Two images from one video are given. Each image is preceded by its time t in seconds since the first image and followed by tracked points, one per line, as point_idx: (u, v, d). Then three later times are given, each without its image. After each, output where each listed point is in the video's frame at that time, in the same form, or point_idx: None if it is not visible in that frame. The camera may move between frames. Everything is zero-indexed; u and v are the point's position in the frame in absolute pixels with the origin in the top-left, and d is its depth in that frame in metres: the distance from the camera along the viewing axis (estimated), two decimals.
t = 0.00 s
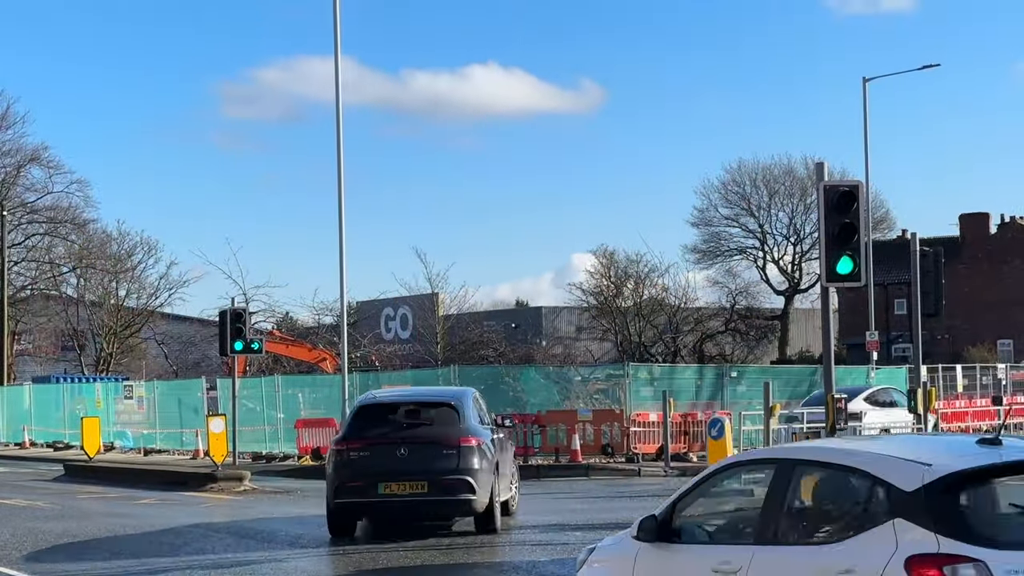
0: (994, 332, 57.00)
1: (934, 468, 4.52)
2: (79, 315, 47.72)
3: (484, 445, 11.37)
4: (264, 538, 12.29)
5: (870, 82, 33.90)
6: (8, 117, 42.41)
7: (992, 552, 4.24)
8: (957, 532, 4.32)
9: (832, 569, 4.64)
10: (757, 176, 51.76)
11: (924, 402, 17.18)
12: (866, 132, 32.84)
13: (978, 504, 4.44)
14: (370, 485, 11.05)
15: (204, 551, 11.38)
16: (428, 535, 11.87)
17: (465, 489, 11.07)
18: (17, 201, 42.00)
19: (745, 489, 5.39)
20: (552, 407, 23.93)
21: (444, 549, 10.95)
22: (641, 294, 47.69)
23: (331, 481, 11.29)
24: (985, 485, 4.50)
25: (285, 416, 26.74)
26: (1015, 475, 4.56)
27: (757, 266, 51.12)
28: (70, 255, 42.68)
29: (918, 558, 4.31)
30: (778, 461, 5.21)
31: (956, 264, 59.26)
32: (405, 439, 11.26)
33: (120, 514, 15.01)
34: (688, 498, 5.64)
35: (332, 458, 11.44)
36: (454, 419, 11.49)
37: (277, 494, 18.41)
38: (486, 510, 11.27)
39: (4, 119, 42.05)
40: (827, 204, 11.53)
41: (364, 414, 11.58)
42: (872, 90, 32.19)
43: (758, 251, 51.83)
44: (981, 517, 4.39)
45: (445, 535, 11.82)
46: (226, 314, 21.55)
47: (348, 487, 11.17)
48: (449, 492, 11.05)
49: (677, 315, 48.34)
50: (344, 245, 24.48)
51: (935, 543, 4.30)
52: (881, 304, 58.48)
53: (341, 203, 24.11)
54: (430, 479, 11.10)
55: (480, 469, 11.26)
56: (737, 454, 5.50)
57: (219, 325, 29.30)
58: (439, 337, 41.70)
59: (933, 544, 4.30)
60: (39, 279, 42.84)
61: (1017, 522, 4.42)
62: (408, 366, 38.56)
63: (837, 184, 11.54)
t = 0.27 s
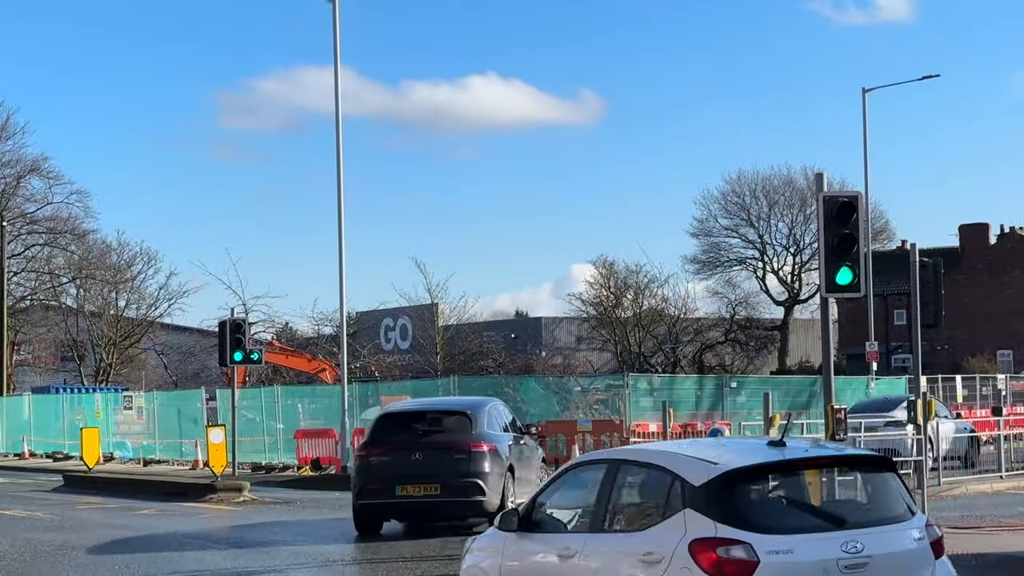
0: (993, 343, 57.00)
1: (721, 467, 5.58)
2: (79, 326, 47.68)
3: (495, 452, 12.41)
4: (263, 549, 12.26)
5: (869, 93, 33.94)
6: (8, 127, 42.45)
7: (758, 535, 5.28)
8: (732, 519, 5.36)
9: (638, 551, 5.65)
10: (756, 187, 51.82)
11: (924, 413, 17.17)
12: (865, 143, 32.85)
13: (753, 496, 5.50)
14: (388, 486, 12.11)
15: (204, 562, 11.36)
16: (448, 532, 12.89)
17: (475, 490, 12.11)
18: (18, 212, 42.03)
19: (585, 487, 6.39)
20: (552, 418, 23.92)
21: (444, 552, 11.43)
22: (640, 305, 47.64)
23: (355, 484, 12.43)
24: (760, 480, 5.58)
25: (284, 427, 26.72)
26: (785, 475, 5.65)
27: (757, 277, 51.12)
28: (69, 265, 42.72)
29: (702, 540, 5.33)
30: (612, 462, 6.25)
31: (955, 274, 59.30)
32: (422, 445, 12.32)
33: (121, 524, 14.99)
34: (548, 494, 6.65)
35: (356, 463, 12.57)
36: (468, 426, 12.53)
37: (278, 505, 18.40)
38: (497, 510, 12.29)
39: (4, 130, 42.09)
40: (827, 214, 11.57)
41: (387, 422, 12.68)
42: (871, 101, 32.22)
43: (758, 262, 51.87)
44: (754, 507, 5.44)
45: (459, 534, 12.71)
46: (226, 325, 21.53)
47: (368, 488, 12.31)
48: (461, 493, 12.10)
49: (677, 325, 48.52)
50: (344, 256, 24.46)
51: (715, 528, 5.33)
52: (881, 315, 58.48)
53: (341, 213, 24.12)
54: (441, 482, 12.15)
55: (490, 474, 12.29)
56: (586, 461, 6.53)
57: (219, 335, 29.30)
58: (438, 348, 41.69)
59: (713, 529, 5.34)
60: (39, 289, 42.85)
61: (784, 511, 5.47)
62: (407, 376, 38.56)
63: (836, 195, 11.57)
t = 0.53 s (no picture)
0: (993, 352, 56.99)
1: (580, 465, 6.41)
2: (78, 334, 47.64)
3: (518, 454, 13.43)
4: (263, 559, 12.23)
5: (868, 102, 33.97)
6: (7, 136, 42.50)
7: (604, 524, 6.10)
8: (583, 512, 6.19)
9: (511, 537, 6.51)
10: (756, 196, 51.90)
11: (923, 422, 17.19)
12: (866, 151, 32.87)
13: (607, 490, 6.31)
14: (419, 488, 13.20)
15: (202, 570, 11.38)
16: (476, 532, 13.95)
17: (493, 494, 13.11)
18: (18, 220, 42.06)
19: (479, 479, 7.28)
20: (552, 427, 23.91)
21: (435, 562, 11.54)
22: (640, 314, 47.84)
23: (388, 486, 13.63)
24: (615, 475, 6.40)
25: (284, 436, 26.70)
26: (638, 470, 6.45)
27: (757, 286, 51.19)
28: (69, 274, 42.79)
29: (558, 529, 6.17)
30: (501, 462, 7.11)
31: (954, 283, 59.33)
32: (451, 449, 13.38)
33: (119, 533, 14.99)
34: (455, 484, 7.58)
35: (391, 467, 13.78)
36: (491, 436, 13.57)
37: (276, 514, 18.41)
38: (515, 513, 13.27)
39: (4, 139, 42.16)
40: (826, 223, 11.60)
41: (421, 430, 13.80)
42: (870, 110, 32.23)
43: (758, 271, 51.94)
44: (606, 500, 6.26)
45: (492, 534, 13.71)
46: (226, 334, 21.54)
47: (399, 490, 13.49)
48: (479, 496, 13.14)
49: (676, 334, 48.54)
50: (344, 265, 24.49)
51: (570, 519, 6.16)
52: (881, 323, 58.46)
53: (340, 222, 24.15)
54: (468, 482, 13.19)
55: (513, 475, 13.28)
56: (482, 457, 7.43)
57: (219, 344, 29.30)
58: (438, 357, 41.73)
59: (567, 519, 6.17)
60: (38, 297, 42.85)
61: (633, 503, 6.29)
62: (407, 385, 38.56)
63: (835, 205, 11.59)
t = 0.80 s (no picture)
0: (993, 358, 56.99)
1: (483, 461, 7.27)
2: (78, 341, 47.61)
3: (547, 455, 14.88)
4: (262, 565, 12.25)
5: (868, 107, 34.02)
6: (7, 142, 42.55)
7: (500, 515, 6.95)
8: (483, 503, 7.03)
9: (424, 526, 7.33)
10: (756, 203, 51.94)
11: (922, 428, 17.19)
12: (864, 158, 32.92)
13: (505, 483, 7.16)
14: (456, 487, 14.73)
15: None
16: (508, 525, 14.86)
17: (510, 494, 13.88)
18: (17, 227, 42.08)
19: (407, 474, 8.14)
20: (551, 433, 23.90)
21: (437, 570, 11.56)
22: (639, 320, 47.86)
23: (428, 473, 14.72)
24: (513, 470, 7.24)
25: (282, 443, 26.68)
26: (536, 466, 7.30)
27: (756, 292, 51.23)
28: (69, 280, 42.84)
29: (461, 518, 7.01)
30: (425, 457, 7.95)
31: (953, 290, 59.35)
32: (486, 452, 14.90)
33: (118, 540, 14.96)
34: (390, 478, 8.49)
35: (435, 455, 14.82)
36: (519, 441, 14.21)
37: (276, 521, 18.38)
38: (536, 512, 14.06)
39: (4, 145, 42.19)
40: (826, 229, 11.62)
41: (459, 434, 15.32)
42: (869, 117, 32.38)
43: (757, 277, 51.99)
44: (504, 492, 7.10)
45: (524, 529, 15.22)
46: (224, 340, 21.53)
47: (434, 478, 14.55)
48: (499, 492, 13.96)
49: (675, 340, 48.55)
50: (344, 271, 24.52)
51: (471, 509, 7.01)
52: (880, 329, 58.45)
53: (340, 228, 24.17)
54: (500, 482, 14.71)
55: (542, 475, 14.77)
56: (414, 454, 8.30)
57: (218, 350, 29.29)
58: (438, 363, 41.72)
59: (468, 511, 7.01)
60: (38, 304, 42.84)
61: (527, 495, 7.13)
62: (407, 391, 38.57)
63: (834, 211, 11.61)
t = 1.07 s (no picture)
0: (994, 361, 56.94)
1: (420, 457, 8.47)
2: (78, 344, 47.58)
3: (581, 458, 16.08)
4: (261, 568, 12.28)
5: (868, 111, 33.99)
6: (7, 146, 42.58)
7: (431, 505, 8.12)
8: (417, 495, 8.20)
9: (372, 515, 8.55)
10: (756, 206, 51.96)
11: (921, 432, 17.20)
12: (865, 161, 32.92)
13: (438, 479, 8.33)
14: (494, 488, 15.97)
15: None
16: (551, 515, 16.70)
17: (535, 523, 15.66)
18: (17, 230, 42.09)
19: (368, 470, 9.36)
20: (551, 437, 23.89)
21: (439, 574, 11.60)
22: (639, 323, 47.90)
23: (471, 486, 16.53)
24: (446, 467, 8.42)
25: (282, 447, 26.70)
26: (467, 463, 8.48)
27: (756, 296, 51.25)
28: (69, 283, 42.87)
29: (398, 507, 8.18)
30: (379, 456, 9.17)
31: (954, 293, 59.32)
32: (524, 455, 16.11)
33: (117, 543, 14.96)
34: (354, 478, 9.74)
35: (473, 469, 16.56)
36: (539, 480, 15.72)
37: (275, 524, 18.39)
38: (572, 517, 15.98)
39: (4, 148, 42.21)
40: (825, 233, 11.63)
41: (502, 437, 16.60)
42: (870, 120, 32.43)
43: (757, 280, 52.02)
44: (437, 486, 8.29)
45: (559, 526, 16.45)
46: (223, 343, 21.51)
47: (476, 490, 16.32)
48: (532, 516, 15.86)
49: (675, 344, 48.58)
50: (344, 274, 24.54)
51: (406, 500, 8.18)
52: (881, 332, 58.38)
53: (340, 231, 24.20)
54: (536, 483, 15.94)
55: (575, 477, 15.96)
56: (374, 452, 9.52)
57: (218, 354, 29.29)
58: (438, 366, 41.69)
59: (405, 501, 8.19)
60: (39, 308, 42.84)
61: (457, 489, 8.29)
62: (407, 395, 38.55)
63: (834, 214, 11.61)
